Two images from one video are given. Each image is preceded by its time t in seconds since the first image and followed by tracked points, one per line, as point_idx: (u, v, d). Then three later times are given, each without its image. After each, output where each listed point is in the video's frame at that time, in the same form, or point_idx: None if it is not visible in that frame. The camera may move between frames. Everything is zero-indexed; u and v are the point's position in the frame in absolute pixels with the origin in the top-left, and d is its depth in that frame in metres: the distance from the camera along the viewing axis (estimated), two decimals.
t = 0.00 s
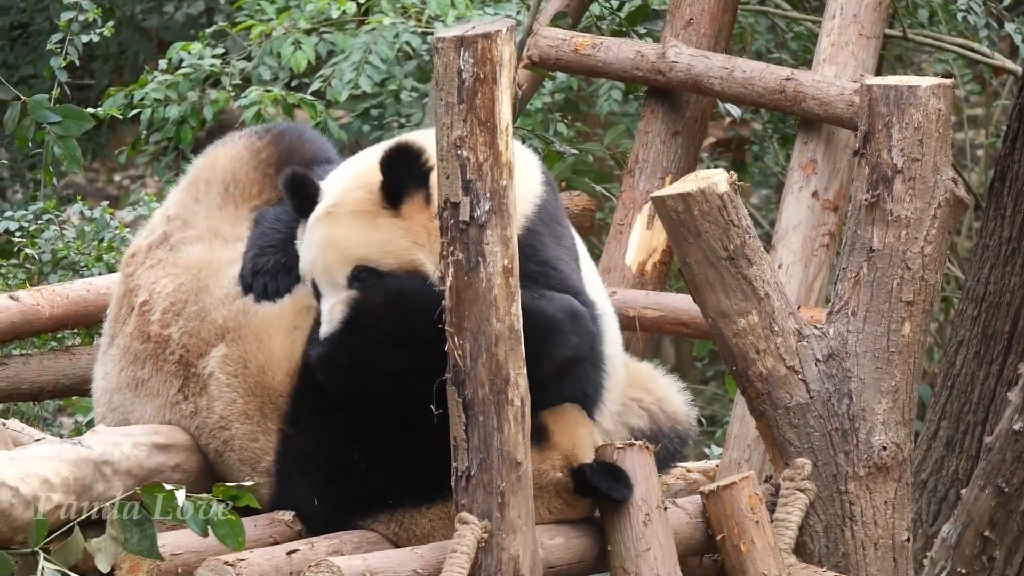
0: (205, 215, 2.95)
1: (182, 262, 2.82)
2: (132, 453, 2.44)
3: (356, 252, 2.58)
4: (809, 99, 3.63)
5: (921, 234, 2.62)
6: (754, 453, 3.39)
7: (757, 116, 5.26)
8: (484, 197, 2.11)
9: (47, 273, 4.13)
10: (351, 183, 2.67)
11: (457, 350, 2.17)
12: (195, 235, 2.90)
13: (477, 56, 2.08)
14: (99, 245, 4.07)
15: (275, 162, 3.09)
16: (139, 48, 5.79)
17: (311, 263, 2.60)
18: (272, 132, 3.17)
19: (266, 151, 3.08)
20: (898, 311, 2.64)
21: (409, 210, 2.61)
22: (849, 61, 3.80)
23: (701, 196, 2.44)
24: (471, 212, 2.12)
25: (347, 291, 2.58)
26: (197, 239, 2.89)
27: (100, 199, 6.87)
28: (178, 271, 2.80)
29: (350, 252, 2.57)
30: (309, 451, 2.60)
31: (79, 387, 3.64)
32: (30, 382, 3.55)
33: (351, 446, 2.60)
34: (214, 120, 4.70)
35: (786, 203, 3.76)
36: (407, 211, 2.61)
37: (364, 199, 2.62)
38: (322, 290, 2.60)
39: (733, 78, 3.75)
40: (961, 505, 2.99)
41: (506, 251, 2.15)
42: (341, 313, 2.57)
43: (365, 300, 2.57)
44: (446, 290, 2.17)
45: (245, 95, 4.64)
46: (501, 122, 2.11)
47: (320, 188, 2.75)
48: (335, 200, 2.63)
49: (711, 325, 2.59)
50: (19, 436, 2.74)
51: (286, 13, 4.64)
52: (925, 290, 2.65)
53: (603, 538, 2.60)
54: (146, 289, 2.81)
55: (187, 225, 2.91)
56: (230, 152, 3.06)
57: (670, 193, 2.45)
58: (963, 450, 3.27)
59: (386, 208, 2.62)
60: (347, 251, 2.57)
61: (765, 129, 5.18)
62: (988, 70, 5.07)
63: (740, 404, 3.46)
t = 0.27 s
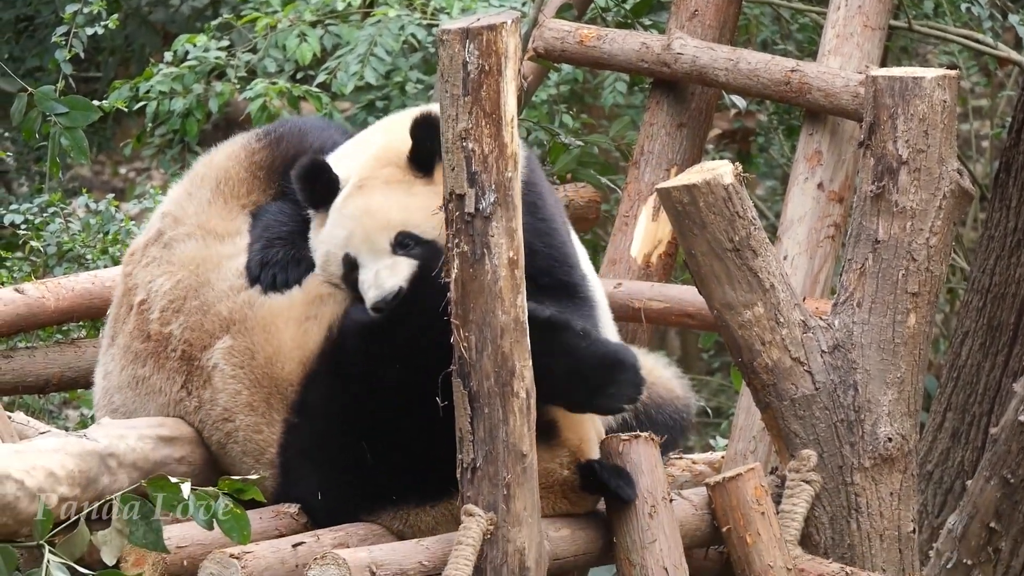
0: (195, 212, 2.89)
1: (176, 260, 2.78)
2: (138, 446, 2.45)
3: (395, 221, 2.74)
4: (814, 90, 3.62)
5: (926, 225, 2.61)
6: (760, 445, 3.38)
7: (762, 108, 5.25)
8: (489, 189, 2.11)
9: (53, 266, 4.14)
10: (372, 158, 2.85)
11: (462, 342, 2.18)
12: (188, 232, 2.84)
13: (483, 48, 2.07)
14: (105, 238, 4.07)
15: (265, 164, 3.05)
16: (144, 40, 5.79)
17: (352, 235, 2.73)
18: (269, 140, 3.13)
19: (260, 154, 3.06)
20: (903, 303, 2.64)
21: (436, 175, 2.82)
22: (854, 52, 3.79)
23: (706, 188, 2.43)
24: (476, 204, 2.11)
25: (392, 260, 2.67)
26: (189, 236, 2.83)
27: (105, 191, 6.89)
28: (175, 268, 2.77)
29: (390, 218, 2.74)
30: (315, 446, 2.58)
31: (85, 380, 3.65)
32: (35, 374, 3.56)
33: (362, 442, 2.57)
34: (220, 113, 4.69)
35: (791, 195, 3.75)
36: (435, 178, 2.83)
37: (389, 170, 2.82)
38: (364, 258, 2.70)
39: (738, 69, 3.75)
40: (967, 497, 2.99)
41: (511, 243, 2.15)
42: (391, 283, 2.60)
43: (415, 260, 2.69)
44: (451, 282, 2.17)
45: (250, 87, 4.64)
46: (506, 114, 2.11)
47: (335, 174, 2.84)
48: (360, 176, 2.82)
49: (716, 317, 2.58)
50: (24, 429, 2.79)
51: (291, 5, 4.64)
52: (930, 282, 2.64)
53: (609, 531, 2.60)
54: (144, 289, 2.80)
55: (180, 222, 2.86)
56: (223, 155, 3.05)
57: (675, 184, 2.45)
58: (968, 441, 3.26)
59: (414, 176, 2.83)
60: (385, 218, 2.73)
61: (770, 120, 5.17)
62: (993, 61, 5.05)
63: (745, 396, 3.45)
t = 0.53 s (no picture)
0: (193, 204, 2.89)
1: (170, 251, 2.79)
2: (140, 440, 2.45)
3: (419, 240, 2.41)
4: (815, 84, 3.62)
5: (928, 219, 2.61)
6: (762, 438, 3.38)
7: (764, 101, 5.25)
8: (491, 182, 2.11)
9: (55, 260, 4.14)
10: (363, 170, 2.49)
11: (464, 335, 2.18)
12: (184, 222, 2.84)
13: (485, 41, 2.07)
14: (107, 231, 4.07)
15: (260, 164, 2.97)
16: (146, 34, 5.78)
17: (379, 261, 2.44)
18: (270, 137, 3.05)
19: (260, 153, 2.98)
20: (905, 296, 2.63)
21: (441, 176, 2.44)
22: (856, 45, 3.78)
23: (708, 181, 2.43)
24: (478, 198, 2.11)
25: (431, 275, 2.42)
26: (184, 226, 2.83)
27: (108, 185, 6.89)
28: (170, 259, 2.78)
29: (411, 237, 2.41)
30: (317, 436, 2.55)
31: (87, 374, 3.66)
32: (38, 368, 3.57)
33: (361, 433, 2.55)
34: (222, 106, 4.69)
35: (793, 189, 3.75)
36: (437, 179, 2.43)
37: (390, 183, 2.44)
38: (400, 280, 2.45)
39: (740, 63, 3.73)
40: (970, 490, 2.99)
41: (513, 237, 2.15)
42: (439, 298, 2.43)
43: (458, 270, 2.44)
44: (453, 275, 2.17)
45: (252, 81, 4.63)
46: (508, 107, 2.10)
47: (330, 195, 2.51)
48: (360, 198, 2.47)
49: (718, 310, 2.58)
50: (26, 422, 2.80)
51: None
52: (932, 275, 2.64)
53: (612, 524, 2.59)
54: (137, 284, 2.82)
55: (176, 213, 2.87)
56: (223, 151, 3.01)
57: (677, 178, 2.44)
58: (970, 434, 3.26)
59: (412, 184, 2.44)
60: (408, 238, 2.41)
61: (773, 114, 5.16)
62: (996, 55, 5.04)
63: (748, 390, 3.45)
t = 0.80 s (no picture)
0: (209, 193, 2.90)
1: (174, 239, 2.79)
2: (143, 436, 2.46)
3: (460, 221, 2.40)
4: (817, 79, 3.62)
5: (930, 213, 2.60)
6: (765, 433, 3.38)
7: (767, 96, 5.24)
8: (494, 177, 2.11)
9: (58, 256, 4.15)
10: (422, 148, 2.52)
11: (466, 330, 2.18)
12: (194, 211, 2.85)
13: (486, 37, 2.07)
14: (110, 228, 4.07)
15: (284, 154, 3.05)
16: (148, 30, 5.77)
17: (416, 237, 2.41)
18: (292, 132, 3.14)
19: (281, 147, 3.05)
20: (908, 290, 2.63)
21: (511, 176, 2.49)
22: (858, 40, 3.77)
23: (710, 176, 2.42)
24: (480, 192, 2.11)
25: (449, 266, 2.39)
26: (192, 214, 2.83)
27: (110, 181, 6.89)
28: (174, 248, 2.77)
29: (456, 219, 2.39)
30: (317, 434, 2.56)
31: (89, 370, 3.66)
32: (40, 364, 3.57)
33: (372, 424, 2.55)
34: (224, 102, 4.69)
35: (796, 183, 3.74)
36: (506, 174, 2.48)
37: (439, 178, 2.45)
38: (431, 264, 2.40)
39: (742, 57, 3.73)
40: (973, 484, 2.98)
41: (515, 232, 2.15)
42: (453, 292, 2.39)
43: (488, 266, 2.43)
44: (456, 270, 2.16)
45: (254, 77, 4.63)
46: (510, 103, 2.10)
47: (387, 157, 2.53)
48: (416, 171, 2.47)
49: (721, 304, 2.58)
50: (29, 418, 2.80)
51: None
52: (934, 269, 2.64)
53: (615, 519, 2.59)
54: (141, 272, 2.83)
55: (188, 201, 2.88)
56: (246, 146, 3.09)
57: (679, 172, 2.44)
58: (973, 428, 3.26)
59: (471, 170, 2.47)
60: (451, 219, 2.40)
61: (775, 109, 5.16)
62: (997, 49, 5.03)
63: (750, 384, 3.45)
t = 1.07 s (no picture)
0: (206, 188, 2.86)
1: (157, 236, 2.73)
2: (144, 444, 2.45)
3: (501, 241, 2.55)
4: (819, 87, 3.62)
5: (932, 221, 2.61)
6: (768, 441, 3.37)
7: (769, 103, 5.24)
8: (496, 185, 2.11)
9: (60, 264, 4.15)
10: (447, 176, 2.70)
11: (469, 338, 2.18)
12: (188, 206, 2.79)
13: (488, 45, 2.07)
14: (112, 236, 4.08)
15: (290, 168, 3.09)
16: (150, 38, 5.78)
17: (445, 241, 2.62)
18: (316, 149, 3.23)
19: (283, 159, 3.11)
20: (910, 298, 2.63)
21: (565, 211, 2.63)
22: (859, 48, 3.78)
23: (712, 183, 2.42)
24: (482, 200, 2.11)
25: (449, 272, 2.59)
26: (177, 211, 2.77)
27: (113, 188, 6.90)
28: (155, 246, 2.72)
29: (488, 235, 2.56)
30: (316, 448, 2.58)
31: (90, 378, 3.66)
32: (42, 372, 3.57)
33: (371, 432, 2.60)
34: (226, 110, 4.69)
35: (798, 191, 3.74)
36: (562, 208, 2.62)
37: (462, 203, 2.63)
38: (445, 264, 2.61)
39: (744, 65, 3.73)
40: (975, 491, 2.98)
41: (517, 240, 2.15)
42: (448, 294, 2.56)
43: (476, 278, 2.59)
44: (458, 278, 2.16)
45: (256, 85, 4.63)
46: (512, 110, 2.10)
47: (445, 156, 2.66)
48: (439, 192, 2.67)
49: (723, 312, 2.58)
50: (30, 426, 2.80)
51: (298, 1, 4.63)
52: (936, 277, 2.64)
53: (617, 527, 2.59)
54: (125, 267, 2.77)
55: (181, 196, 2.83)
56: (268, 152, 3.13)
57: (681, 180, 2.44)
58: (976, 436, 3.26)
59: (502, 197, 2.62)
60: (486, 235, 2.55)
61: (777, 116, 5.16)
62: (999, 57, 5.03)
63: (753, 392, 3.44)
